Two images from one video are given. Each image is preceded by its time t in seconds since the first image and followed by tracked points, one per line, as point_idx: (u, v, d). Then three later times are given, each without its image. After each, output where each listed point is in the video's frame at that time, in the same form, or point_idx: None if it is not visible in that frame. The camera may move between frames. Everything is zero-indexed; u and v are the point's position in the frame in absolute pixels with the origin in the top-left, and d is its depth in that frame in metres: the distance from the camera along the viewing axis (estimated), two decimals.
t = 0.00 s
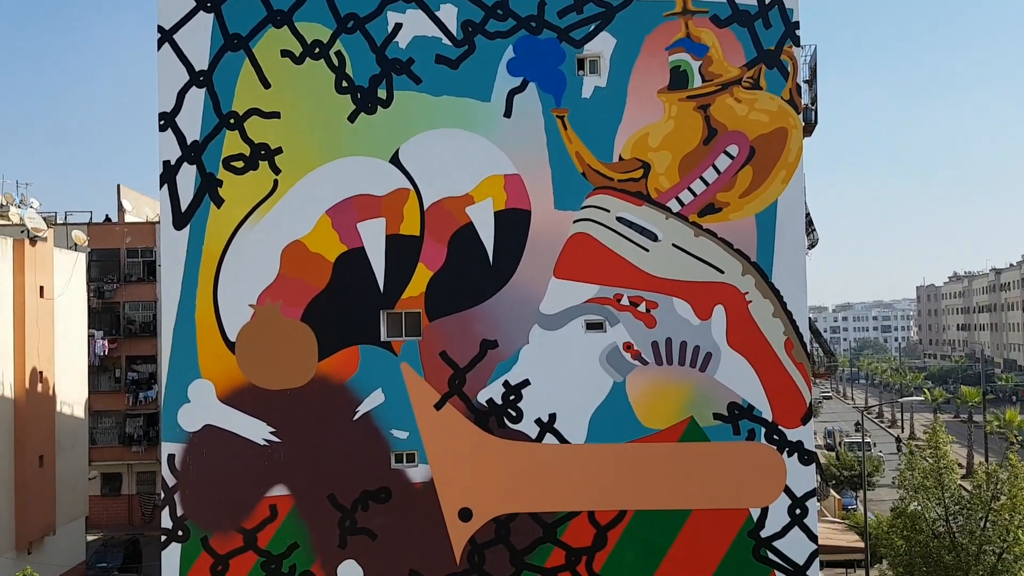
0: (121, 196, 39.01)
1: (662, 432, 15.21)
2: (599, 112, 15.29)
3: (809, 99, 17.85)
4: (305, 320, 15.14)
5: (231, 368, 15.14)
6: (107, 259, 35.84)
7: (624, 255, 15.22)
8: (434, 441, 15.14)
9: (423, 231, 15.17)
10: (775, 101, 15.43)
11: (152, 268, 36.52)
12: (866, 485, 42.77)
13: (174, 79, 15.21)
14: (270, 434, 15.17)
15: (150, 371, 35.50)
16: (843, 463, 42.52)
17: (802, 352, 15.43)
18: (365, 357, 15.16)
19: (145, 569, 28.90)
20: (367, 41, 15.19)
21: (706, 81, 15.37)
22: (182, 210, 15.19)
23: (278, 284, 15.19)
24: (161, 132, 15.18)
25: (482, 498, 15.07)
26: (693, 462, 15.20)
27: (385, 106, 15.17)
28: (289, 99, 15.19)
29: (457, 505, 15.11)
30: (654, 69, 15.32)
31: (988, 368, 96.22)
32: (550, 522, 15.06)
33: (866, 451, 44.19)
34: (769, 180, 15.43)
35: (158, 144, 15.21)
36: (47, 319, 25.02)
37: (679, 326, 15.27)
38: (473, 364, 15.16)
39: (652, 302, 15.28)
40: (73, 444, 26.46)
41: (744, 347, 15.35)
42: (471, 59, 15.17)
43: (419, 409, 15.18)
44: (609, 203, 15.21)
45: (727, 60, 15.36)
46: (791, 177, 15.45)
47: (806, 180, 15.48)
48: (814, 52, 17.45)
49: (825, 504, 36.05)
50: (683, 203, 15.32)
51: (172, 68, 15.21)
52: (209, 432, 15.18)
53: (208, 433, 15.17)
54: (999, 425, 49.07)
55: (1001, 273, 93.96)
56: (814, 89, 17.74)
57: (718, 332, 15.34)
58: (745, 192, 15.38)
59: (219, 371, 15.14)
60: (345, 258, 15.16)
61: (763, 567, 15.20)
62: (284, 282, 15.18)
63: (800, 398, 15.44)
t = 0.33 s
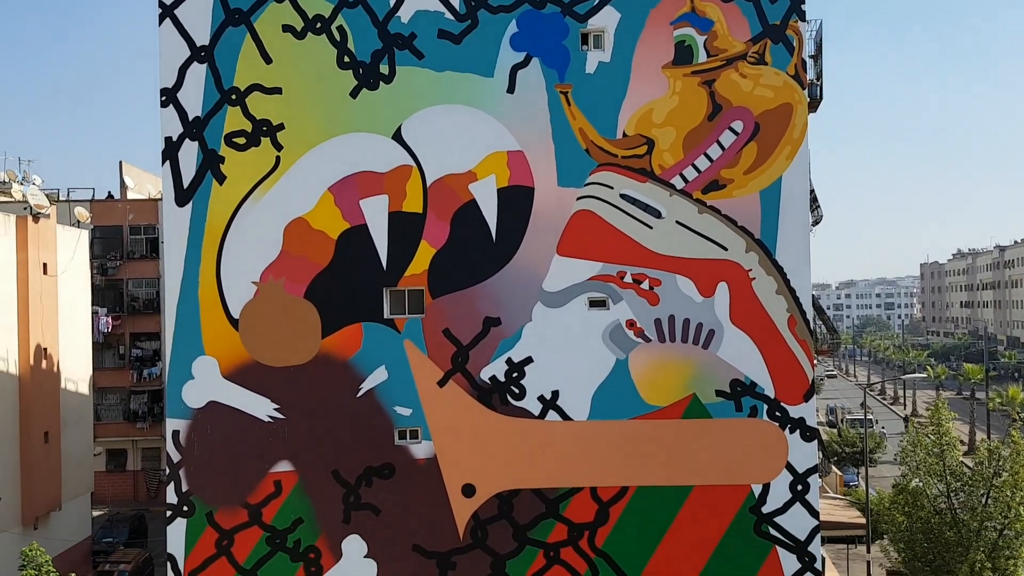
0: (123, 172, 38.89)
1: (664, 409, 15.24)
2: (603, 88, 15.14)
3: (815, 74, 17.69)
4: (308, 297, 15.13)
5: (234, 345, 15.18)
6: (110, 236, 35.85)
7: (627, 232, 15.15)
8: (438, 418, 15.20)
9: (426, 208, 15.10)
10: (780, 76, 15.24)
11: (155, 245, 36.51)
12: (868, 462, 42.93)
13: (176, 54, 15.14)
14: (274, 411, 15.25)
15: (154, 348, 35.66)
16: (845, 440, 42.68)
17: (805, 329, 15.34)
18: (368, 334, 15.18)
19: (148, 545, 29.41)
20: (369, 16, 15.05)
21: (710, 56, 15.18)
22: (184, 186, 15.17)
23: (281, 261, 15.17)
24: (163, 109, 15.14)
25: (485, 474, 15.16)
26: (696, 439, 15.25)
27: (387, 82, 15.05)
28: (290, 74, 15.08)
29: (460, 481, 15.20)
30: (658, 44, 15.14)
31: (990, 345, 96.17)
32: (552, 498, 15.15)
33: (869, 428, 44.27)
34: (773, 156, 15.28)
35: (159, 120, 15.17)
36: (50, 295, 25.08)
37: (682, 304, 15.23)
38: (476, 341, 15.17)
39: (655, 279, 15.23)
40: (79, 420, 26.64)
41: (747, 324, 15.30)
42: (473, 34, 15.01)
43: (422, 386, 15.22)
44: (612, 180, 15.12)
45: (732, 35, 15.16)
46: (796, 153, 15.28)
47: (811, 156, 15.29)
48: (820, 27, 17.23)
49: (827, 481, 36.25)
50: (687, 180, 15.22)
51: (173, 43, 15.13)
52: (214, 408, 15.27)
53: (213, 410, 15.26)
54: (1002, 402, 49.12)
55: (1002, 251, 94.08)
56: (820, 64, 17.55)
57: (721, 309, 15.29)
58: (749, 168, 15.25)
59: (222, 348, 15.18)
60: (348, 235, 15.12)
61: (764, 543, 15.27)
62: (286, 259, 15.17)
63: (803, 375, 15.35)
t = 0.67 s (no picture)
0: (121, 149, 38.67)
1: (663, 386, 15.28)
2: (602, 63, 14.98)
3: (816, 48, 17.54)
4: (307, 275, 15.11)
5: (234, 323, 15.18)
6: (109, 214, 35.75)
7: (627, 208, 15.09)
8: (438, 395, 15.24)
9: (425, 185, 15.03)
10: (781, 51, 15.06)
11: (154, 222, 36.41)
12: (865, 437, 43.15)
13: (173, 30, 15.02)
14: (275, 388, 15.29)
15: (154, 325, 35.75)
16: (843, 415, 42.87)
17: (805, 306, 15.31)
18: (367, 312, 15.17)
19: (149, 521, 29.71)
20: None
21: (711, 30, 15.01)
22: (182, 163, 15.10)
23: (280, 239, 15.12)
24: (160, 85, 15.05)
25: (485, 451, 15.25)
26: (695, 415, 15.30)
27: (386, 57, 14.90)
28: (288, 49, 14.93)
29: (460, 457, 15.29)
30: (658, 18, 14.96)
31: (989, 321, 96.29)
32: (552, 474, 15.25)
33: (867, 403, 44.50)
34: (774, 131, 15.16)
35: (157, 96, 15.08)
36: (49, 273, 25.07)
37: (682, 280, 15.21)
38: (476, 319, 15.17)
39: (654, 256, 15.19)
40: (79, 397, 26.73)
41: (747, 301, 15.28)
42: (473, 8, 14.82)
43: (422, 364, 15.24)
44: (612, 156, 15.02)
45: (733, 9, 14.97)
46: (797, 129, 15.15)
47: (811, 131, 15.16)
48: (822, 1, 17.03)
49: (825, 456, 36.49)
50: (687, 156, 15.13)
51: (170, 19, 15.00)
52: (214, 385, 15.31)
53: (213, 387, 15.31)
54: (1000, 377, 49.28)
55: (1002, 228, 93.85)
56: (822, 39, 17.38)
57: (720, 286, 15.27)
58: (750, 144, 15.14)
59: (222, 325, 15.18)
60: (347, 212, 15.06)
61: (763, 518, 15.39)
62: (285, 236, 15.12)
63: (802, 352, 15.35)
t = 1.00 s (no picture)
0: (120, 126, 38.45)
1: (664, 364, 15.29)
2: (605, 38, 14.81)
3: (819, 23, 17.36)
4: (308, 252, 15.08)
5: (235, 300, 15.18)
6: (109, 191, 35.65)
7: (629, 186, 15.01)
8: (439, 373, 15.28)
9: (426, 162, 14.94)
10: (784, 26, 14.87)
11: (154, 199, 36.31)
12: (865, 414, 43.33)
13: (172, 5, 14.90)
14: (277, 365, 15.34)
15: (155, 303, 35.78)
16: (843, 392, 43.02)
17: (807, 283, 15.27)
18: (369, 289, 15.16)
19: (153, 497, 29.99)
20: None
21: (714, 4, 14.82)
22: (181, 140, 15.01)
23: (281, 216, 15.07)
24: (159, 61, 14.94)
25: (486, 428, 15.32)
26: (696, 392, 15.33)
27: (386, 33, 14.76)
28: (287, 24, 14.78)
29: (462, 434, 15.36)
30: None
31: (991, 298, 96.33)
32: (553, 451, 15.33)
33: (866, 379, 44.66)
34: (777, 108, 15.01)
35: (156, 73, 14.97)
36: (50, 251, 25.07)
37: (684, 258, 15.17)
38: (477, 296, 15.16)
39: (656, 233, 15.14)
40: (81, 374, 26.85)
41: (749, 278, 15.25)
42: None
43: (424, 341, 15.26)
44: (614, 132, 14.91)
45: None
46: (800, 105, 15.00)
47: (814, 107, 15.02)
48: None
49: (824, 432, 36.70)
50: (689, 132, 15.01)
51: None
52: (215, 362, 15.35)
53: (215, 364, 15.35)
54: (1000, 353, 49.45)
55: (1005, 204, 93.48)
56: (825, 13, 17.20)
57: (722, 263, 15.22)
58: (753, 120, 15.01)
59: (223, 303, 15.19)
60: (347, 189, 14.99)
61: (762, 494, 15.49)
62: (285, 214, 15.06)
63: (803, 329, 15.35)
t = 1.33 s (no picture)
0: (121, 101, 38.24)
1: (666, 341, 15.29)
2: (609, 12, 14.64)
3: None
4: (310, 228, 15.04)
5: (237, 276, 15.18)
6: (111, 166, 35.57)
7: (632, 162, 14.91)
8: (441, 350, 15.30)
9: (429, 138, 14.85)
10: None
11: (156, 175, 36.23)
12: (865, 391, 43.42)
13: None
14: (280, 341, 15.37)
15: (158, 279, 35.79)
16: (845, 370, 43.04)
17: (810, 260, 15.20)
18: (371, 266, 15.14)
19: (156, 472, 30.25)
20: None
21: None
22: (183, 115, 14.92)
23: (283, 192, 15.02)
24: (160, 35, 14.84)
25: (488, 405, 15.38)
26: (698, 370, 15.34)
27: (388, 6, 14.61)
28: None
29: (464, 411, 15.42)
30: None
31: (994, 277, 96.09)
32: (554, 427, 15.39)
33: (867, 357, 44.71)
34: (782, 83, 14.85)
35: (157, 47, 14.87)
36: (53, 226, 25.07)
37: (687, 235, 15.10)
38: (480, 274, 15.13)
39: (659, 211, 15.06)
40: (85, 349, 26.98)
41: (752, 256, 15.18)
42: None
43: (426, 318, 15.26)
44: (617, 108, 14.79)
45: None
46: (805, 81, 14.83)
47: (820, 83, 14.85)
48: None
49: (826, 410, 36.80)
50: (694, 108, 14.88)
51: None
52: (218, 338, 15.40)
53: (217, 340, 15.40)
54: (1002, 331, 49.45)
55: (1009, 182, 92.93)
56: None
57: (725, 240, 15.16)
58: (758, 96, 14.86)
59: (225, 279, 15.19)
60: (349, 165, 14.92)
61: (763, 471, 15.57)
62: (287, 189, 15.01)
63: (805, 307, 15.31)
